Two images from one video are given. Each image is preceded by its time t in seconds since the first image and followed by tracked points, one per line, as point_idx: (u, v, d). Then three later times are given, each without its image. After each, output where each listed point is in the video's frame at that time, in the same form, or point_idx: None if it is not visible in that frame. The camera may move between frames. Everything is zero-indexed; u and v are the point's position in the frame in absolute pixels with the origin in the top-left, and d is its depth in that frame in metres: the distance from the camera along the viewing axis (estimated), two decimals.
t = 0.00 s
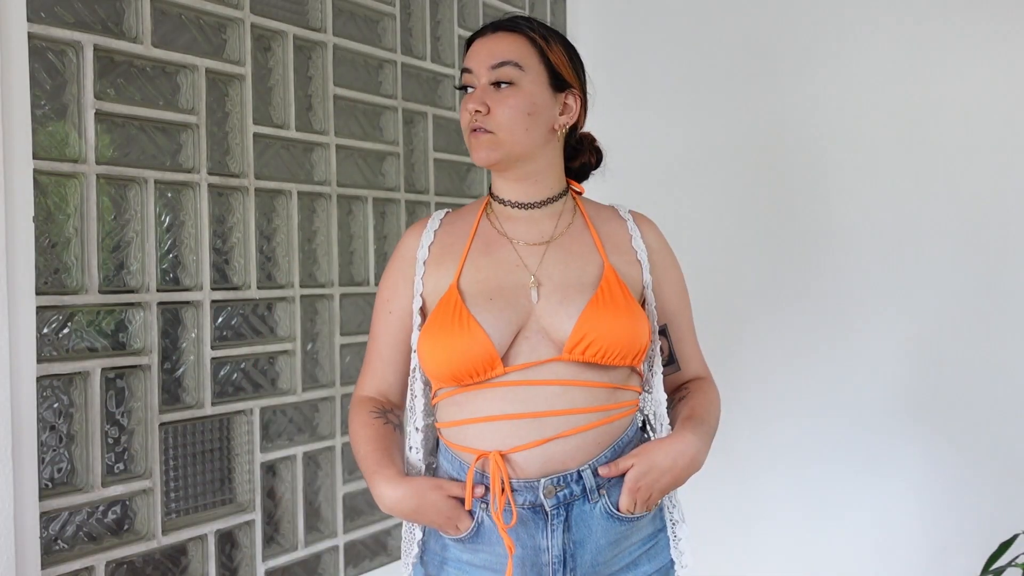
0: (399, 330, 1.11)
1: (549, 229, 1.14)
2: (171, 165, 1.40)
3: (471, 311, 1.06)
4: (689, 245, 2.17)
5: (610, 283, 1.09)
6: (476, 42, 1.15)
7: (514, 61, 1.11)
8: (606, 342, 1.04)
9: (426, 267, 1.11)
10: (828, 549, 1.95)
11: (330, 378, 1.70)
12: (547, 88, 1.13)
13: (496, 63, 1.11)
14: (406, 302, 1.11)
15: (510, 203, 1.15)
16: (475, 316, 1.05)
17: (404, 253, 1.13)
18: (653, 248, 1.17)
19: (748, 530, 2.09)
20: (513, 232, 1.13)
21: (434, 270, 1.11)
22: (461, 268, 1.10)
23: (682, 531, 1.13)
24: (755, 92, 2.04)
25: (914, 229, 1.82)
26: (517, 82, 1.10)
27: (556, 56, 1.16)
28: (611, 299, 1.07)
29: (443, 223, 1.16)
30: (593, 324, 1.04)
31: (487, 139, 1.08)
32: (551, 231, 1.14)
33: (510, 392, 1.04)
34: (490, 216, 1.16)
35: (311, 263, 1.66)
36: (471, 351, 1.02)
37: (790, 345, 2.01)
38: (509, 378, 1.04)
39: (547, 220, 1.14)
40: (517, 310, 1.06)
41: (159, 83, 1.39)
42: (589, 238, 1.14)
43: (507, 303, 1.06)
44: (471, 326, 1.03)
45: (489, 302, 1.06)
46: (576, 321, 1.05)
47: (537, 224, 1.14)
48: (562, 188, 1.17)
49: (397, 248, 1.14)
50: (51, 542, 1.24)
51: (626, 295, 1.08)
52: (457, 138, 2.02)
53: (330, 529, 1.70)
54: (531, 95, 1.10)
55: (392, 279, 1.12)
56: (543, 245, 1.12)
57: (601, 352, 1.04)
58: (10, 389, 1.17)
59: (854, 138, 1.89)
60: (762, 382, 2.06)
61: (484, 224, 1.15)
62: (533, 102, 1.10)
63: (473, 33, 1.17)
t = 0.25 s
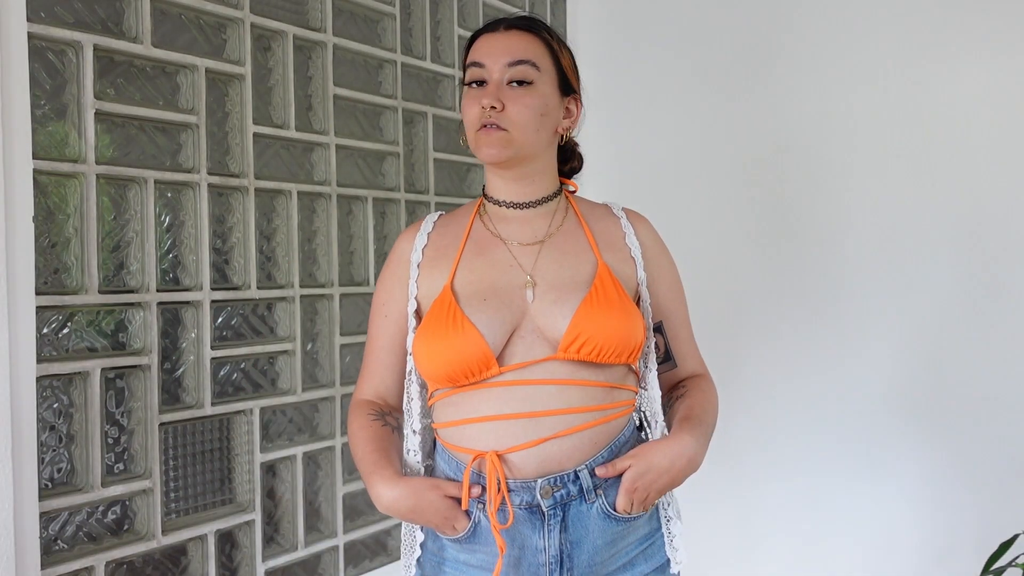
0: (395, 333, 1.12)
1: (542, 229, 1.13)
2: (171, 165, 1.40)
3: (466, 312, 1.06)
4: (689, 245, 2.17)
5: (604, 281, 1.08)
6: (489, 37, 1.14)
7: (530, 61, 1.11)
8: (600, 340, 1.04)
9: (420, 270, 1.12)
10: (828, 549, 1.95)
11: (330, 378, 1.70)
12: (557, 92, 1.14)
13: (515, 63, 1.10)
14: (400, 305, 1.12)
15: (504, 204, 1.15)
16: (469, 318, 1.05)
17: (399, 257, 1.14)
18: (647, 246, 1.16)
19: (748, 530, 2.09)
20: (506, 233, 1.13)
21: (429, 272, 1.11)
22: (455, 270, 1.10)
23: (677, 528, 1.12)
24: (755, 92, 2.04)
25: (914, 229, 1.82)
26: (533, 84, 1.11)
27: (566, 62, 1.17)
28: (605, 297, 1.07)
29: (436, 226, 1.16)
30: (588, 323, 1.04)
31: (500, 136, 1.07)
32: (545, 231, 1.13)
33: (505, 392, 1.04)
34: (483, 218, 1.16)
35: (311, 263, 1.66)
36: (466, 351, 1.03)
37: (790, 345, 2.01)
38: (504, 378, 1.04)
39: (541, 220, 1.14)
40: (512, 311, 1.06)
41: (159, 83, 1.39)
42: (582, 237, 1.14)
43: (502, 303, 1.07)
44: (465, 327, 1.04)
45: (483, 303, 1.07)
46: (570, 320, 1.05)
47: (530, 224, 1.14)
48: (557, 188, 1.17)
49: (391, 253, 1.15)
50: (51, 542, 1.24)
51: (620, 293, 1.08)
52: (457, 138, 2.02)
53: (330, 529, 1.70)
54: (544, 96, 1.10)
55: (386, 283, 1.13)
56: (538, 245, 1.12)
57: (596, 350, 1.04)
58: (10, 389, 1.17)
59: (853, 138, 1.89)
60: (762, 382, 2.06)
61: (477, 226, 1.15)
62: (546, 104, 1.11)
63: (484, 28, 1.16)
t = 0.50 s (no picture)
0: (387, 337, 1.12)
1: (533, 229, 1.14)
2: (171, 165, 1.40)
3: (458, 313, 1.07)
4: (689, 245, 2.17)
5: (595, 279, 1.08)
6: (509, 40, 1.13)
7: (549, 69, 1.12)
8: (592, 338, 1.04)
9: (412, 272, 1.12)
10: (828, 549, 1.95)
11: (330, 378, 1.70)
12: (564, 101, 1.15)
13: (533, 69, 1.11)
14: (391, 308, 1.12)
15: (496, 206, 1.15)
16: (462, 319, 1.06)
17: (390, 261, 1.14)
18: (638, 243, 1.17)
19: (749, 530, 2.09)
20: (496, 234, 1.14)
21: (419, 274, 1.11)
22: (447, 272, 1.10)
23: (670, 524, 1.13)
24: (755, 92, 2.04)
25: (914, 229, 1.81)
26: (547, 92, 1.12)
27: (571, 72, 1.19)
28: (597, 295, 1.06)
29: (427, 230, 1.17)
30: (580, 321, 1.04)
31: (515, 139, 1.07)
32: (537, 231, 1.14)
33: (498, 392, 1.04)
34: (473, 220, 1.16)
35: (311, 263, 1.66)
36: (458, 352, 1.03)
37: (789, 345, 2.01)
38: (498, 378, 1.04)
39: (532, 220, 1.14)
40: (504, 311, 1.07)
41: (159, 84, 1.39)
42: (573, 236, 1.14)
43: (494, 304, 1.07)
44: (457, 328, 1.04)
45: (476, 303, 1.07)
46: (562, 319, 1.05)
47: (521, 224, 1.14)
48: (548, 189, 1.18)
49: (382, 258, 1.15)
50: (51, 542, 1.24)
51: (612, 290, 1.08)
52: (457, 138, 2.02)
53: (330, 529, 1.70)
54: (557, 106, 1.12)
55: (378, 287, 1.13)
56: (529, 245, 1.12)
57: (589, 349, 1.04)
58: (10, 389, 1.17)
59: (853, 138, 1.89)
60: (762, 382, 2.06)
61: (468, 228, 1.15)
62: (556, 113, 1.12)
63: (501, 29, 1.15)
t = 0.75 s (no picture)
0: (383, 338, 1.12)
1: (528, 229, 1.14)
2: (171, 165, 1.40)
3: (455, 314, 1.07)
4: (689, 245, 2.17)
5: (592, 279, 1.08)
6: (511, 47, 1.12)
7: (553, 77, 1.12)
8: (590, 338, 1.04)
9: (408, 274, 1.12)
10: (828, 549, 1.95)
11: (330, 378, 1.70)
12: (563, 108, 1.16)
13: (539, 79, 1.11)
14: (387, 310, 1.12)
15: (493, 207, 1.15)
16: (459, 319, 1.06)
17: (385, 263, 1.14)
18: (633, 242, 1.17)
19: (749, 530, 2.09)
20: (492, 235, 1.13)
21: (416, 276, 1.11)
22: (443, 273, 1.10)
23: (666, 521, 1.13)
24: (755, 92, 2.04)
25: (914, 229, 1.81)
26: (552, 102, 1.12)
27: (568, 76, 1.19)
28: (593, 295, 1.06)
29: (422, 231, 1.17)
30: (577, 321, 1.04)
31: (525, 151, 1.09)
32: (533, 231, 1.13)
33: (495, 392, 1.04)
34: (469, 221, 1.16)
35: (311, 263, 1.66)
36: (456, 352, 1.03)
37: (789, 345, 2.01)
38: (495, 378, 1.04)
39: (528, 220, 1.14)
40: (501, 311, 1.07)
41: (159, 84, 1.39)
42: (569, 236, 1.14)
43: (491, 304, 1.07)
44: (455, 329, 1.04)
45: (472, 304, 1.07)
46: (559, 319, 1.05)
47: (518, 224, 1.14)
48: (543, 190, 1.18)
49: (378, 260, 1.15)
50: (51, 542, 1.24)
51: (608, 290, 1.08)
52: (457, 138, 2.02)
53: (330, 529, 1.70)
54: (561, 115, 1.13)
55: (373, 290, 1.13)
56: (525, 245, 1.12)
57: (586, 349, 1.04)
58: (10, 389, 1.17)
59: (853, 138, 1.89)
60: (762, 382, 2.05)
61: (464, 229, 1.15)
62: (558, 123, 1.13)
63: (500, 34, 1.14)
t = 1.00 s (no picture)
0: (384, 337, 1.12)
1: (529, 229, 1.13)
2: (171, 165, 1.40)
3: (455, 312, 1.07)
4: (689, 245, 2.17)
5: (591, 279, 1.08)
6: (508, 53, 1.11)
7: (551, 81, 1.12)
8: (589, 337, 1.04)
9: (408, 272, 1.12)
10: (828, 549, 1.95)
11: (330, 378, 1.70)
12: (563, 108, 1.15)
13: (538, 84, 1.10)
14: (388, 309, 1.12)
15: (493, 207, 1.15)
16: (459, 318, 1.06)
17: (386, 261, 1.14)
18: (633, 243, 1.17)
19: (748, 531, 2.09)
20: (493, 234, 1.13)
21: (417, 275, 1.11)
22: (444, 271, 1.10)
23: (666, 522, 1.12)
24: (755, 92, 2.04)
25: (914, 229, 1.81)
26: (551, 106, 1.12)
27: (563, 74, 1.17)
28: (593, 294, 1.06)
29: (424, 229, 1.17)
30: (577, 320, 1.03)
31: (529, 161, 1.10)
32: (534, 231, 1.13)
33: (495, 390, 1.04)
34: (470, 220, 1.16)
35: (311, 263, 1.66)
36: (456, 351, 1.03)
37: (789, 345, 2.01)
38: (495, 377, 1.04)
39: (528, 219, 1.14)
40: (502, 310, 1.06)
41: (159, 83, 1.39)
42: (569, 236, 1.14)
43: (491, 303, 1.07)
44: (455, 327, 1.04)
45: (473, 302, 1.07)
46: (559, 318, 1.05)
47: (518, 224, 1.14)
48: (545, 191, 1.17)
49: (378, 258, 1.15)
50: (50, 542, 1.24)
51: (607, 289, 1.08)
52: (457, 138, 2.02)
53: (330, 529, 1.69)
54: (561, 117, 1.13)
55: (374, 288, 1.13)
56: (525, 245, 1.12)
57: (585, 348, 1.04)
58: (9, 390, 1.17)
59: (853, 138, 1.89)
60: (762, 382, 2.05)
61: (465, 228, 1.15)
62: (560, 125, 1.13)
63: (491, 44, 1.12)
